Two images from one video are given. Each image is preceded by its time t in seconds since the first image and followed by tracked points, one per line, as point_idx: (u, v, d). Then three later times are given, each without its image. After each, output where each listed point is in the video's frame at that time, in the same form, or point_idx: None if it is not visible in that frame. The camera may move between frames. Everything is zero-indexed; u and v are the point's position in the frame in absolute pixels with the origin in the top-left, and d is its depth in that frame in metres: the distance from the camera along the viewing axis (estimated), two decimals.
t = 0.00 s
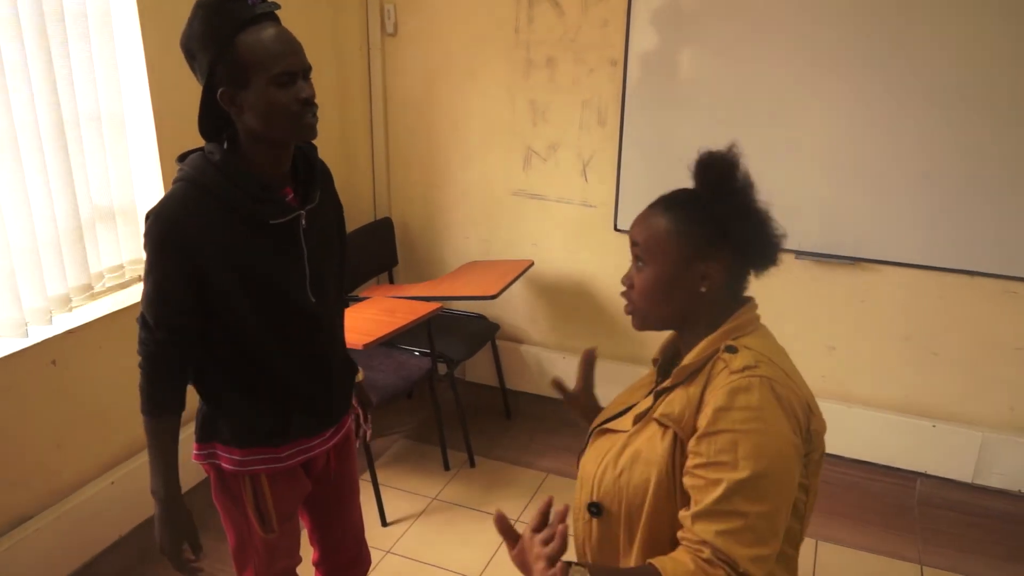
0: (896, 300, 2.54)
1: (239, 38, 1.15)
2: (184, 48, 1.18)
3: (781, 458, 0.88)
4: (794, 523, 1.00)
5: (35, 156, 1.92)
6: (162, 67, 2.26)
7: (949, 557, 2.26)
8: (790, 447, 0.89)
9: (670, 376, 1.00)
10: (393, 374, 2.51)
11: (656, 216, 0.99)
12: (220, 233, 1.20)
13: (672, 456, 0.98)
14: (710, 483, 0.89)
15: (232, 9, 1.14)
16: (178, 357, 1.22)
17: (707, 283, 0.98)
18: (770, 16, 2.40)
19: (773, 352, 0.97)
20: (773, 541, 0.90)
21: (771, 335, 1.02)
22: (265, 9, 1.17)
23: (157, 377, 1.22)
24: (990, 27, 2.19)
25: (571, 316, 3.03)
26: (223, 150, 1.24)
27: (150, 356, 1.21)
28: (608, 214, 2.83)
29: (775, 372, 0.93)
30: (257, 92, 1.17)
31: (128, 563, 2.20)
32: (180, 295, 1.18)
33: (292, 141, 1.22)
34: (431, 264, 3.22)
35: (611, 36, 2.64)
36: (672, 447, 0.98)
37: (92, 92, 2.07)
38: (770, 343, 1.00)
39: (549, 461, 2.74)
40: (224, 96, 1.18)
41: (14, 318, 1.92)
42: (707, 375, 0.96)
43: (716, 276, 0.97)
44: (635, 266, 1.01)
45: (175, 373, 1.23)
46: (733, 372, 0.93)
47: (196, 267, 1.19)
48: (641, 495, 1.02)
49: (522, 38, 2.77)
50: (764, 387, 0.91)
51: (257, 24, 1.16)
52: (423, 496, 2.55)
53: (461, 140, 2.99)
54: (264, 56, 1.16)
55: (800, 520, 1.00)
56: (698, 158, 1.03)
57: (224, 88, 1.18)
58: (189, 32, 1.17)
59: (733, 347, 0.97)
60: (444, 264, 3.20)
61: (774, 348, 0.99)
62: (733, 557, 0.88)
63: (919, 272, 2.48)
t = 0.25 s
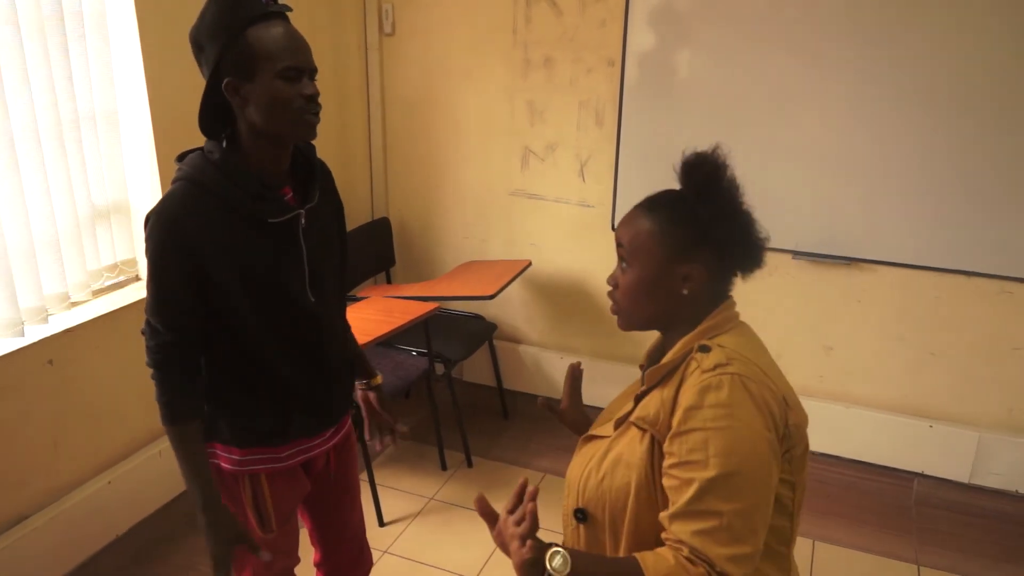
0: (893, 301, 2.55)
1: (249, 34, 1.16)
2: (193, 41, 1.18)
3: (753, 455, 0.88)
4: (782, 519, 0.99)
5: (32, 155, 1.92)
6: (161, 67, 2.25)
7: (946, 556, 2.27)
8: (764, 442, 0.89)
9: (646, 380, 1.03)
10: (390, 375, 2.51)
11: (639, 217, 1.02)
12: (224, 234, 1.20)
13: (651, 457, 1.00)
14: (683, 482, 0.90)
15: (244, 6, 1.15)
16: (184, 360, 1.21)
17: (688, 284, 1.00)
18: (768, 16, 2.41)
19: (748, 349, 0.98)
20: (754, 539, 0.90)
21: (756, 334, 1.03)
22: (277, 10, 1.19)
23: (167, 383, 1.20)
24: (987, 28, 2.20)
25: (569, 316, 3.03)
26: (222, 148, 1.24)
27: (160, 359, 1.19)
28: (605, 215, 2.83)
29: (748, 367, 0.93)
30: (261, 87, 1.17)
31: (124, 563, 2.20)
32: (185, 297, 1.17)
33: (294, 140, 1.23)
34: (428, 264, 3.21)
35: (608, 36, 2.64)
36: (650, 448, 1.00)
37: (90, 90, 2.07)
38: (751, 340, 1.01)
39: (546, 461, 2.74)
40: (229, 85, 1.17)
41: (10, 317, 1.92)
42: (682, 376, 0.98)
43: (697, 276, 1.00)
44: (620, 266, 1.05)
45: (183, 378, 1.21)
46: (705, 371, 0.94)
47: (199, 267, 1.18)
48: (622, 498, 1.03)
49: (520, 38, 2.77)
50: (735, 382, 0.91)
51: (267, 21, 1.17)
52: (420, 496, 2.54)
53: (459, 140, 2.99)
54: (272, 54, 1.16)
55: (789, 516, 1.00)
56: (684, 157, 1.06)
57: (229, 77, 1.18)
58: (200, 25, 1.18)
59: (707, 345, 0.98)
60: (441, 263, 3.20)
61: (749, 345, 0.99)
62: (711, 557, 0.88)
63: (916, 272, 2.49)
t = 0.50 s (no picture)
0: (889, 300, 2.55)
1: (255, 28, 1.17)
2: (201, 34, 1.19)
3: (740, 462, 0.88)
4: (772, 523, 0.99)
5: (28, 154, 1.91)
6: (157, 67, 2.25)
7: (942, 555, 2.27)
8: (750, 449, 0.89)
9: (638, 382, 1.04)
10: (387, 374, 2.51)
11: (639, 212, 1.02)
12: (228, 226, 1.20)
13: (640, 460, 1.00)
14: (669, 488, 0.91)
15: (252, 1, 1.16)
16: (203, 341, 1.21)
17: (684, 282, 1.01)
18: (764, 16, 2.41)
19: (737, 352, 0.97)
20: (742, 547, 0.90)
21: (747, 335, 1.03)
22: (284, 8, 1.21)
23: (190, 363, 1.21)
24: (982, 27, 2.20)
25: (565, 316, 3.03)
26: (220, 143, 1.24)
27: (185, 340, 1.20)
28: (602, 214, 2.83)
29: (736, 371, 0.93)
30: (265, 77, 1.17)
31: (120, 563, 2.19)
32: (195, 281, 1.18)
33: (295, 134, 1.23)
34: (425, 263, 3.21)
35: (605, 36, 2.64)
36: (638, 452, 1.01)
37: (87, 90, 2.07)
38: (745, 341, 1.01)
39: (543, 460, 2.74)
40: (234, 73, 1.18)
41: (6, 317, 1.91)
42: (672, 379, 0.98)
43: (694, 275, 1.00)
44: (616, 259, 1.05)
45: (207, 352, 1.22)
46: (692, 375, 0.94)
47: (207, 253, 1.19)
48: (611, 500, 1.04)
49: (516, 38, 2.77)
50: (722, 387, 0.91)
51: (274, 18, 1.18)
52: (417, 495, 2.54)
53: (455, 139, 2.99)
54: (277, 47, 1.17)
55: (778, 520, 1.00)
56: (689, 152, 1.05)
57: (236, 67, 1.18)
58: (209, 20, 1.18)
59: (697, 348, 0.98)
60: (438, 263, 3.20)
61: (739, 347, 0.99)
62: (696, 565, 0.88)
63: (911, 272, 2.49)
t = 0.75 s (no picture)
0: (884, 301, 2.56)
1: (277, 25, 1.15)
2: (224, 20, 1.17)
3: (727, 469, 0.88)
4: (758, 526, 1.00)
5: (22, 151, 1.90)
6: (152, 63, 2.24)
7: (935, 555, 2.28)
8: (738, 455, 0.89)
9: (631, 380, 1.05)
10: (382, 373, 2.50)
11: (654, 203, 1.02)
12: (249, 192, 1.18)
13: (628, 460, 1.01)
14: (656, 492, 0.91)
15: None
16: (254, 296, 1.17)
17: (684, 284, 1.02)
18: (760, 17, 2.42)
19: (730, 356, 0.98)
20: (728, 553, 0.91)
21: (743, 335, 1.04)
22: (313, 10, 1.20)
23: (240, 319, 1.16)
24: (977, 29, 2.22)
25: (561, 315, 3.03)
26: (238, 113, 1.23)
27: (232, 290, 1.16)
28: (598, 214, 2.84)
29: (728, 377, 0.94)
30: (281, 78, 1.16)
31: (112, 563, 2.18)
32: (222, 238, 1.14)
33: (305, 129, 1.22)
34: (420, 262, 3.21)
35: (602, 35, 2.65)
36: (628, 451, 1.02)
37: (82, 87, 2.06)
38: (738, 343, 1.01)
39: (538, 460, 2.74)
40: (248, 71, 1.17)
41: None
42: (664, 380, 0.99)
43: (694, 279, 1.01)
44: (623, 246, 1.06)
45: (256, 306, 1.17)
46: (685, 378, 0.94)
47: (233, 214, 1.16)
48: (599, 497, 1.06)
49: (513, 37, 2.77)
50: (714, 392, 0.92)
51: (294, 18, 1.17)
52: (411, 495, 2.54)
53: (451, 138, 2.98)
54: (296, 48, 1.15)
55: (764, 523, 1.01)
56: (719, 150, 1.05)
57: (251, 64, 1.17)
58: (231, 9, 1.17)
59: (691, 349, 0.99)
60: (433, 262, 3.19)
61: (731, 350, 0.99)
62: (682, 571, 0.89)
63: (905, 272, 2.50)
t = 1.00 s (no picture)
0: (879, 304, 2.57)
1: (293, 36, 1.14)
2: (243, 25, 1.17)
3: (724, 492, 0.89)
4: (749, 540, 1.01)
5: (16, 154, 1.89)
6: (149, 65, 2.24)
7: (931, 558, 2.28)
8: (735, 477, 0.90)
9: (629, 388, 1.04)
10: (377, 376, 2.50)
11: (675, 206, 1.01)
12: (269, 192, 1.18)
13: (624, 469, 1.02)
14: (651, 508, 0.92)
15: (292, 7, 1.13)
16: (255, 301, 1.13)
17: (694, 294, 1.01)
18: (755, 20, 2.43)
19: (735, 374, 0.97)
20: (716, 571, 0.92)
21: (748, 349, 1.04)
22: (322, 15, 1.16)
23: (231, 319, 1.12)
24: (972, 32, 2.22)
25: (557, 318, 3.03)
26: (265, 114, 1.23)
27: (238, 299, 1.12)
28: (594, 217, 2.84)
29: (731, 398, 0.93)
30: (294, 90, 1.17)
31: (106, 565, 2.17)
32: (245, 238, 1.13)
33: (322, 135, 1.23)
34: (417, 265, 3.21)
35: (598, 39, 2.66)
36: (624, 459, 1.02)
37: (80, 90, 2.05)
38: (743, 359, 1.02)
39: (534, 463, 2.74)
40: (264, 84, 1.18)
41: None
42: (666, 394, 0.99)
43: (704, 290, 1.00)
44: (640, 246, 1.06)
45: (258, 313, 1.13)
46: (687, 396, 0.94)
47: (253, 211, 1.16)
48: (593, 502, 1.06)
49: (510, 40, 2.78)
50: (716, 414, 0.91)
51: (307, 28, 1.15)
52: (407, 498, 2.53)
53: (448, 141, 2.99)
54: (312, 59, 1.15)
55: (756, 538, 1.01)
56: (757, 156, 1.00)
57: (267, 77, 1.18)
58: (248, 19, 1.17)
59: (694, 364, 0.99)
60: (430, 265, 3.20)
61: (736, 368, 0.99)
62: None
63: (901, 275, 2.51)
